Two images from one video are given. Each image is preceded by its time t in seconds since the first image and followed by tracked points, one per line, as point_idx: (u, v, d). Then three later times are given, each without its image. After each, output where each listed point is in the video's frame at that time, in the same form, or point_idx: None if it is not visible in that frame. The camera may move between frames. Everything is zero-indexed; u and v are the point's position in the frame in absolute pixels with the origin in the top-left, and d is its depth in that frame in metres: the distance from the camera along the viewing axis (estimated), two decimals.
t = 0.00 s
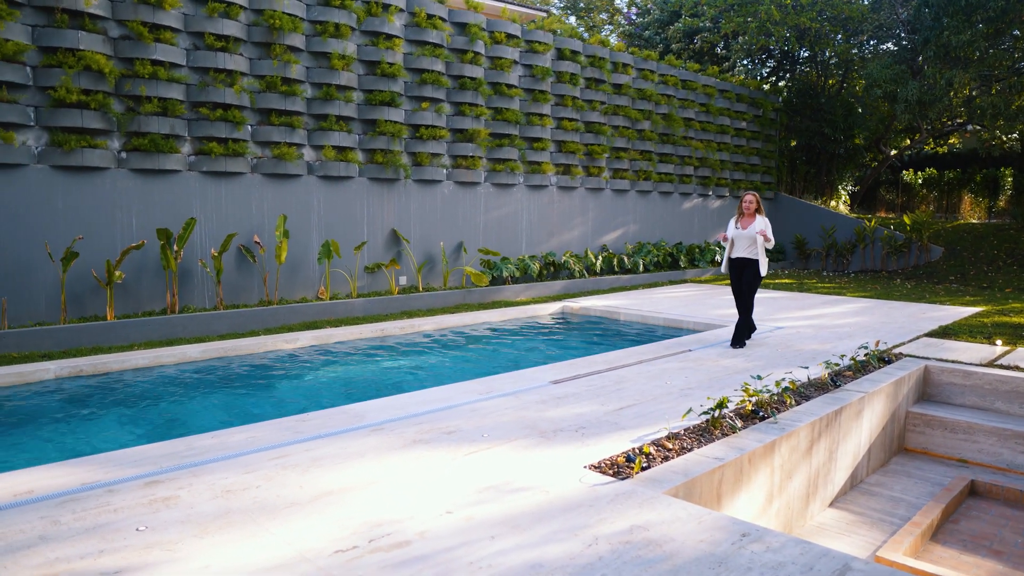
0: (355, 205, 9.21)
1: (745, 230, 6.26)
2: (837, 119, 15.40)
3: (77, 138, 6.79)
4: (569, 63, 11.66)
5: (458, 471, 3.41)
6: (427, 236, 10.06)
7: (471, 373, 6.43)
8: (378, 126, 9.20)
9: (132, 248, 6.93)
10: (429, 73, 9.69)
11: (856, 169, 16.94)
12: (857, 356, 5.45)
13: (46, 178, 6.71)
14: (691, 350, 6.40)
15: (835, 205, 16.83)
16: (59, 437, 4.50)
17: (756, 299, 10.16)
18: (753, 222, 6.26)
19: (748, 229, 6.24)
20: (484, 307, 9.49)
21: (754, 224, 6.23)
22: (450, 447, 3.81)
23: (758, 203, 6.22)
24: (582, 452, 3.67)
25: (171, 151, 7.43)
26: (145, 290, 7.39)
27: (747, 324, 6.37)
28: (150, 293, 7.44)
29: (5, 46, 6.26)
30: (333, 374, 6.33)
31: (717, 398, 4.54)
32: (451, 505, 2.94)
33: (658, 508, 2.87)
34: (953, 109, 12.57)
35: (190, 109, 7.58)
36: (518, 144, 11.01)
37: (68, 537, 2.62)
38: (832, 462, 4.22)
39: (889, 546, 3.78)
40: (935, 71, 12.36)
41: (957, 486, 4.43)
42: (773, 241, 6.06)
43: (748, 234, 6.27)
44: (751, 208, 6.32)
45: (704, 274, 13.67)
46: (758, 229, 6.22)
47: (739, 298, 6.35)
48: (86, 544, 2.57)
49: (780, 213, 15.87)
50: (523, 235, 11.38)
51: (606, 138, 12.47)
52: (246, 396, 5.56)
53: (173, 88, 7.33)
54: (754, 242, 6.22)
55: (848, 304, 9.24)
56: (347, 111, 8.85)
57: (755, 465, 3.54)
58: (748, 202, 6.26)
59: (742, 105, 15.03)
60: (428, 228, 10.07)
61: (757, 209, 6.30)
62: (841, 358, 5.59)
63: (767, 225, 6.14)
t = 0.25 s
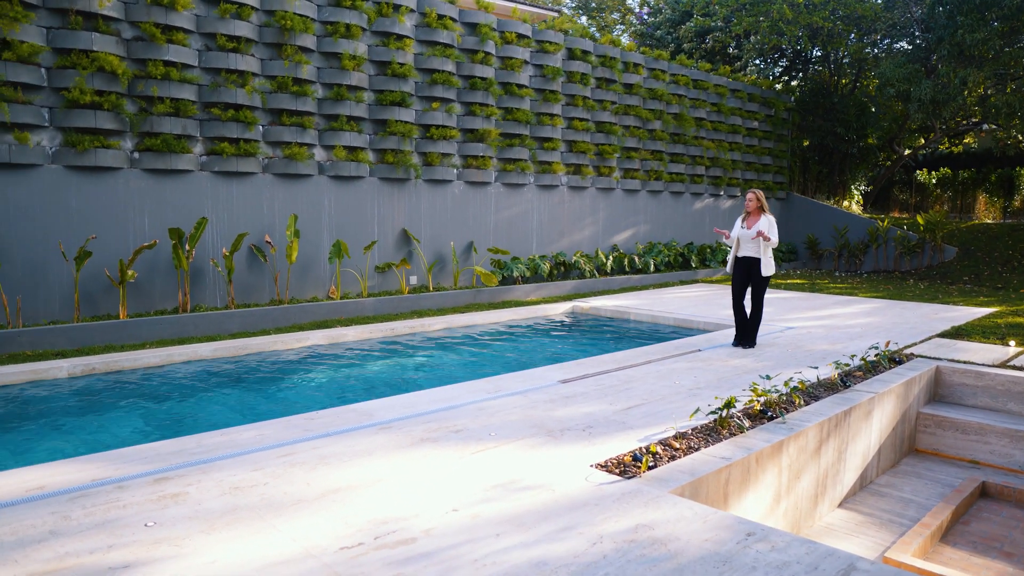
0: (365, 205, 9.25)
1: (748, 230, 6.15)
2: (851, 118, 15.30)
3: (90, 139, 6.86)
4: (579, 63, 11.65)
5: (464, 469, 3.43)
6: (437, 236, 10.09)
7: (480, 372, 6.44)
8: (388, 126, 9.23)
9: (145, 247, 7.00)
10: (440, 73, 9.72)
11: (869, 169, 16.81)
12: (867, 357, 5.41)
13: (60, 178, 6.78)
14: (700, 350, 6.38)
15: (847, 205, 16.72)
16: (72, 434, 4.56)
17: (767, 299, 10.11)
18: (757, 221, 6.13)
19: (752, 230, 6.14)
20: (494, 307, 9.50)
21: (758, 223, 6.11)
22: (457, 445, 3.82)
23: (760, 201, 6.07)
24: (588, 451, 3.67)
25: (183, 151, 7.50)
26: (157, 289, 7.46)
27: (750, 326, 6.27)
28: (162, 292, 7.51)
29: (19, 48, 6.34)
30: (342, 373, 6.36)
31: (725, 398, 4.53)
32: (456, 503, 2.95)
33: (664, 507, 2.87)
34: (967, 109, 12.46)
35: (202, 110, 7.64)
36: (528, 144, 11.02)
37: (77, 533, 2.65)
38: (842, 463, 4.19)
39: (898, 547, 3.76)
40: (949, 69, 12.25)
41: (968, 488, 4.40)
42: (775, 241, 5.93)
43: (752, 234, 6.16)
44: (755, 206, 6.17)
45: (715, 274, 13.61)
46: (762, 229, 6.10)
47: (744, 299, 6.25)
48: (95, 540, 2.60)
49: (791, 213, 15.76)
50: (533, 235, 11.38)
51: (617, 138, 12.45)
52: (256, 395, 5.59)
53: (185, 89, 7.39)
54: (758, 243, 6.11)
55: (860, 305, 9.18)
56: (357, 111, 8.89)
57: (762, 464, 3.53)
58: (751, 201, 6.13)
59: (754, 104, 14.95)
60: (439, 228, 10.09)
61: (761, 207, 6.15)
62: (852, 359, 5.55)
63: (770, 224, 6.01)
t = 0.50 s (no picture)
0: (374, 205, 9.27)
1: (752, 232, 6.08)
2: (862, 117, 15.21)
3: (100, 138, 6.92)
4: (588, 63, 11.64)
5: (467, 467, 3.44)
6: (446, 236, 10.10)
7: (487, 372, 6.45)
8: (397, 126, 9.26)
9: (154, 246, 7.05)
10: (449, 73, 9.73)
11: (880, 168, 16.70)
12: (875, 357, 5.38)
13: (70, 177, 6.85)
14: (707, 349, 6.36)
15: (858, 205, 16.63)
16: (81, 431, 4.60)
17: (776, 299, 10.07)
18: (761, 222, 6.05)
19: (756, 231, 6.07)
20: (502, 306, 9.51)
21: (762, 225, 6.03)
22: (461, 444, 3.84)
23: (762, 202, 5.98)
24: (592, 450, 3.68)
25: (193, 150, 7.55)
26: (167, 288, 7.52)
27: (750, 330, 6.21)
28: (171, 291, 7.56)
29: (31, 48, 6.41)
30: (349, 371, 6.39)
31: (731, 397, 4.52)
32: (458, 501, 2.96)
33: (666, 506, 2.87)
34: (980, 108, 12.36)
35: (211, 110, 7.69)
36: (537, 144, 11.02)
37: (83, 528, 2.68)
38: (848, 463, 4.17)
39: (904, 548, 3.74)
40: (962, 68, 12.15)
41: (976, 489, 4.37)
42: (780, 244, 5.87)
43: (756, 235, 6.08)
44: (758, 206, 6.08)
45: (725, 274, 13.56)
46: (766, 230, 6.03)
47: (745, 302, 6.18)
48: (100, 535, 2.63)
49: (802, 213, 15.70)
50: (542, 235, 11.38)
51: (626, 137, 12.42)
52: (264, 393, 5.63)
53: (195, 89, 7.45)
54: (762, 244, 6.04)
55: (870, 305, 9.13)
56: (366, 110, 8.92)
57: (767, 464, 3.52)
58: (754, 201, 6.04)
59: (764, 104, 14.88)
60: (447, 227, 10.11)
61: (764, 207, 6.06)
62: (860, 359, 5.52)
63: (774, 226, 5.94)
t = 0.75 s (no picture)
0: (374, 204, 9.28)
1: (746, 231, 5.96)
2: (863, 117, 15.19)
3: (100, 138, 6.93)
4: (588, 62, 11.64)
5: (462, 466, 3.44)
6: (445, 235, 10.11)
7: (485, 371, 6.46)
8: (397, 126, 9.26)
9: (153, 246, 7.06)
10: (449, 72, 9.73)
11: (881, 168, 16.68)
12: (873, 356, 5.37)
13: (70, 177, 6.86)
14: (705, 349, 6.35)
15: (859, 204, 16.61)
16: (79, 431, 4.61)
17: (775, 298, 10.05)
18: (755, 221, 5.96)
19: (751, 230, 5.95)
20: (501, 306, 9.51)
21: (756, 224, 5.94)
22: (457, 443, 3.84)
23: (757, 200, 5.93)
24: (588, 450, 3.68)
25: (192, 150, 7.56)
26: (166, 287, 7.53)
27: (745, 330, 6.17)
28: (171, 291, 7.57)
29: (30, 48, 6.42)
30: (347, 371, 6.39)
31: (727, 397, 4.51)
32: (453, 500, 2.96)
33: (660, 505, 2.87)
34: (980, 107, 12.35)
35: (211, 109, 7.70)
36: (537, 143, 11.01)
37: (77, 527, 2.69)
38: (845, 462, 4.17)
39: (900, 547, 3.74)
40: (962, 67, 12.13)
41: (973, 488, 4.37)
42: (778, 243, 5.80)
43: (749, 235, 5.98)
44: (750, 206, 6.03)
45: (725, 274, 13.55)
46: (759, 229, 5.94)
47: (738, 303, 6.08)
48: (94, 534, 2.63)
49: (802, 213, 15.72)
50: (542, 234, 11.38)
51: (627, 137, 12.41)
52: (262, 392, 5.63)
53: (194, 88, 7.46)
54: (756, 244, 5.95)
55: (869, 304, 9.12)
56: (366, 110, 8.92)
57: (763, 463, 3.52)
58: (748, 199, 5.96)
59: (765, 103, 14.86)
60: (447, 227, 10.11)
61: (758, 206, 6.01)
62: (858, 358, 5.51)
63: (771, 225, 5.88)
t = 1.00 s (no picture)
0: (373, 204, 9.28)
1: (738, 230, 5.91)
2: (863, 117, 15.18)
3: (99, 138, 6.94)
4: (588, 62, 11.64)
5: (457, 465, 3.44)
6: (444, 235, 10.11)
7: (483, 370, 6.45)
8: (396, 125, 9.26)
9: (152, 246, 7.07)
10: (448, 72, 9.73)
11: (882, 168, 16.66)
12: (872, 356, 5.37)
13: (69, 177, 6.87)
14: (704, 349, 6.35)
15: (859, 204, 16.60)
16: (76, 430, 4.62)
17: (775, 298, 10.04)
18: (747, 220, 5.90)
19: (743, 229, 5.90)
20: (500, 306, 9.51)
21: (748, 223, 5.88)
22: (453, 442, 3.84)
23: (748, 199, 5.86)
24: (584, 449, 3.68)
25: (191, 150, 7.56)
26: (166, 287, 7.54)
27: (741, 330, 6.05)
28: (170, 290, 7.58)
29: (30, 48, 6.43)
30: (345, 370, 6.39)
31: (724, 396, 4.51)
32: (447, 499, 2.96)
33: (655, 504, 2.86)
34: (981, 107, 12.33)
35: (210, 109, 7.71)
36: (537, 143, 11.01)
37: (72, 525, 2.69)
38: (842, 462, 4.17)
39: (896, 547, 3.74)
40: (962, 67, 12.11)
41: (970, 488, 4.37)
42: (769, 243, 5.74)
43: (740, 234, 5.92)
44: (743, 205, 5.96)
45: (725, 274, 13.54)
46: (751, 228, 5.87)
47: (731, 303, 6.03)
48: (88, 532, 2.64)
49: (803, 213, 15.70)
50: (542, 234, 11.37)
51: (627, 137, 12.41)
52: (260, 391, 5.64)
53: (194, 88, 7.47)
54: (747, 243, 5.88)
55: (869, 304, 9.10)
56: (365, 110, 8.93)
57: (759, 463, 3.52)
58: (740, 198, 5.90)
59: (765, 103, 14.85)
60: (446, 227, 10.11)
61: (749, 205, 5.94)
62: (856, 358, 5.50)
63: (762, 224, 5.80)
